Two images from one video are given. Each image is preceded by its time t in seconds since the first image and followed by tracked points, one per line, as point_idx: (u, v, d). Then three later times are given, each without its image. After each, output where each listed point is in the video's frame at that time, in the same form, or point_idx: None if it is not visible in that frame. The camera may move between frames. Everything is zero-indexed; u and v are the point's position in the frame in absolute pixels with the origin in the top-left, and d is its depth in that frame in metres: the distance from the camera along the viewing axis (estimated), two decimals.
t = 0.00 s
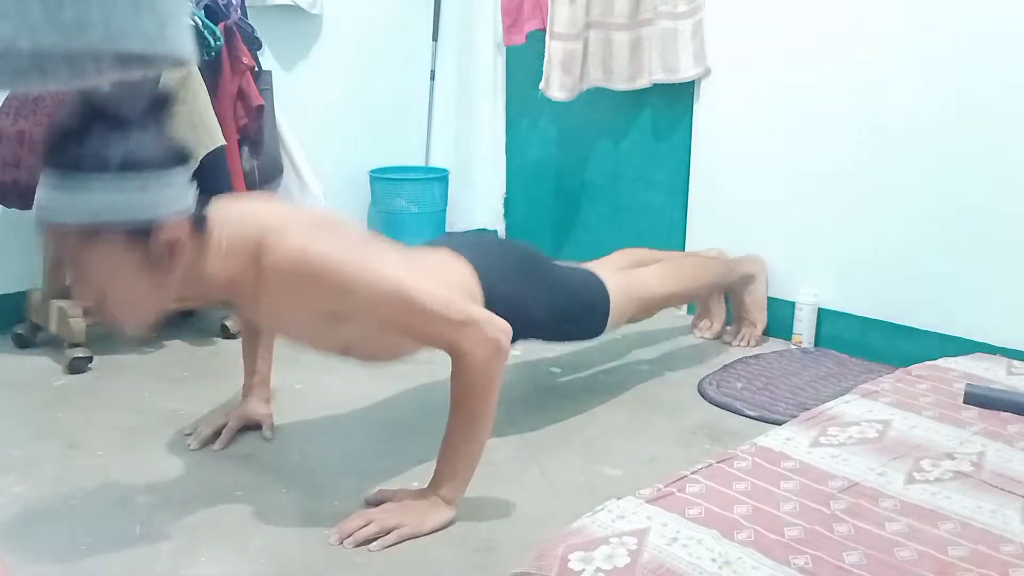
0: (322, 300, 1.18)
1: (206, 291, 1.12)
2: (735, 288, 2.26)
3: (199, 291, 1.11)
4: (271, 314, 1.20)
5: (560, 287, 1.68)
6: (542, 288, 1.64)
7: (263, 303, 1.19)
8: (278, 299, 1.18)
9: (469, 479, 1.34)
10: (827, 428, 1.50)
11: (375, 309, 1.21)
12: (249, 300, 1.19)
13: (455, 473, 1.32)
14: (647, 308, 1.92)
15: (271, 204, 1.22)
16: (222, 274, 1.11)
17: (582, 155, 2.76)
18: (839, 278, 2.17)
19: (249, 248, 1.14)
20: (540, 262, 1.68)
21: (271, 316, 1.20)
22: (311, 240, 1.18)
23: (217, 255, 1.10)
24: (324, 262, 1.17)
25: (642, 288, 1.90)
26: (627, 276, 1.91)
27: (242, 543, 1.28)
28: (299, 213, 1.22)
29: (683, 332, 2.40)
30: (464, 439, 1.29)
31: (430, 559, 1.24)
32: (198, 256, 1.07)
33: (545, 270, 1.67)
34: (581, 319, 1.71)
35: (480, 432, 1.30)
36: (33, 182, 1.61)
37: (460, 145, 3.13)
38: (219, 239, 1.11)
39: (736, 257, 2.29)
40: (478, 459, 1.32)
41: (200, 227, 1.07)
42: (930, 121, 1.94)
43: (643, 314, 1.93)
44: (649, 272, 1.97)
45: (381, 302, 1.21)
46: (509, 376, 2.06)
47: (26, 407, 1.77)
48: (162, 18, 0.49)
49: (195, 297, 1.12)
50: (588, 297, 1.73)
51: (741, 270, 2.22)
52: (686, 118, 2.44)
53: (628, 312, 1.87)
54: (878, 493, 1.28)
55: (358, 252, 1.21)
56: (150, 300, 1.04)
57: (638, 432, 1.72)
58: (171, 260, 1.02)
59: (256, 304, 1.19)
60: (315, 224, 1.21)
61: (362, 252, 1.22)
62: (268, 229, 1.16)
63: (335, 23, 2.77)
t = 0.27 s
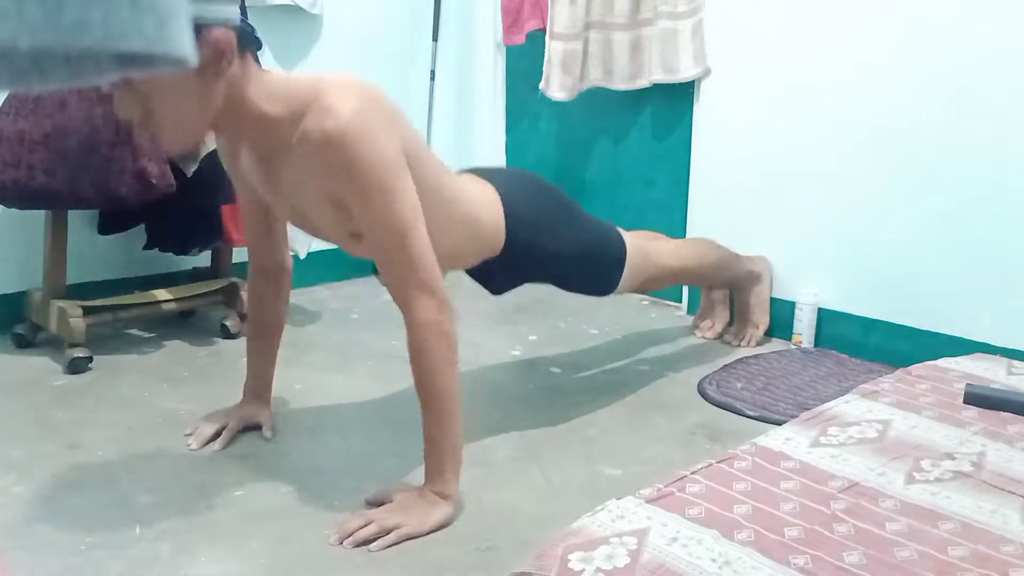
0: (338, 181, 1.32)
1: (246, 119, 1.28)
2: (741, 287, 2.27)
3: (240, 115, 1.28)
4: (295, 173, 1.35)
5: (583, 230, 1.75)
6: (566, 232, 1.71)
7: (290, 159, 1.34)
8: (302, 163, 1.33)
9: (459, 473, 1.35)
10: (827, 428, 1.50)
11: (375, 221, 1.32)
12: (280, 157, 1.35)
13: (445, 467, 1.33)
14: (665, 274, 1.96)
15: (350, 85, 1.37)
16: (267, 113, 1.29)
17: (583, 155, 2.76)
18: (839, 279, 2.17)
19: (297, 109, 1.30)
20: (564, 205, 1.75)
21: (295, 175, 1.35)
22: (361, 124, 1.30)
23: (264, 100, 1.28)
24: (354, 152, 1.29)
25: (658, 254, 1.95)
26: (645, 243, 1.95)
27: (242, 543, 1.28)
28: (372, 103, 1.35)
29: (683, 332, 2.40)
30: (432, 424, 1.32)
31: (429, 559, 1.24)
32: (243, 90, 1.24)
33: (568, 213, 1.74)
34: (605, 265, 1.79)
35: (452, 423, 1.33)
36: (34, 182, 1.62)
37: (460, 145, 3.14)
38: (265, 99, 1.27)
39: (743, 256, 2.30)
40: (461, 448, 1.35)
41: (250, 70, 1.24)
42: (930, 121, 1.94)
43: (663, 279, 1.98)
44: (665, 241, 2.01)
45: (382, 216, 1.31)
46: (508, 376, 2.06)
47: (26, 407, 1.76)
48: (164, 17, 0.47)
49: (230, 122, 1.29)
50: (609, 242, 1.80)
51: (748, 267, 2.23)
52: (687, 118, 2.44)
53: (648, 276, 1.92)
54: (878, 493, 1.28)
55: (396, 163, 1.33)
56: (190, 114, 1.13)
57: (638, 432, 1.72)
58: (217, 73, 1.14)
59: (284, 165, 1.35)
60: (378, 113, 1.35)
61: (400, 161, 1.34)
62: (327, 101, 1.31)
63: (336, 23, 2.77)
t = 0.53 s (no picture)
0: (325, 255, 1.25)
1: (221, 234, 1.21)
2: (739, 289, 2.27)
3: (212, 232, 1.19)
4: (283, 254, 1.28)
5: (573, 261, 1.70)
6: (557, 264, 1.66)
7: (271, 246, 1.27)
8: (285, 244, 1.26)
9: (467, 477, 1.33)
10: (827, 428, 1.50)
11: (371, 277, 1.25)
12: (259, 242, 1.27)
13: (455, 474, 1.32)
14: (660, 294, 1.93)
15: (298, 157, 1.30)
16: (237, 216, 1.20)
17: (582, 155, 2.76)
18: (839, 278, 2.17)
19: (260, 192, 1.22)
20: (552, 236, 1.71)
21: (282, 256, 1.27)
22: (320, 191, 1.24)
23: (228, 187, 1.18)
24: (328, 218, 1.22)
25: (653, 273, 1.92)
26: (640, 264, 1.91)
27: (242, 543, 1.28)
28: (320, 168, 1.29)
29: (683, 332, 2.40)
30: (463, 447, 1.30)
31: (430, 559, 1.24)
32: (213, 195, 1.15)
33: (558, 242, 1.69)
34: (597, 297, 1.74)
35: (475, 433, 1.30)
36: (34, 181, 1.61)
37: (460, 146, 3.13)
38: (234, 182, 1.19)
39: (742, 257, 2.30)
40: (475, 459, 1.33)
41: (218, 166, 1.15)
42: (930, 122, 1.94)
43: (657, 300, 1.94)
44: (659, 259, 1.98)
45: (379, 270, 1.25)
46: (509, 377, 2.06)
47: (26, 407, 1.76)
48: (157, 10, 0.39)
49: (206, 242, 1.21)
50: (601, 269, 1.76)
51: (748, 270, 2.23)
52: (686, 118, 2.44)
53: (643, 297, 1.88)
54: (878, 493, 1.28)
55: (369, 214, 1.26)
56: (161, 245, 1.05)
57: (638, 432, 1.72)
58: (186, 196, 1.05)
59: (269, 248, 1.28)
60: (331, 177, 1.28)
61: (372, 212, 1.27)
62: (284, 175, 1.24)
63: (336, 23, 2.77)
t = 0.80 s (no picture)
0: (299, 376, 1.19)
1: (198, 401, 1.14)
2: (737, 291, 2.27)
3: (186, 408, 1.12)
4: (261, 389, 1.21)
5: (551, 326, 1.67)
6: (531, 333, 1.63)
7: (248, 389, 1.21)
8: (258, 381, 1.19)
9: (468, 479, 1.34)
10: (827, 428, 1.50)
11: (352, 366, 1.20)
12: (238, 390, 1.21)
13: (455, 475, 1.32)
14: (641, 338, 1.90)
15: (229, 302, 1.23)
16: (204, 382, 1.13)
17: (582, 155, 2.76)
18: (839, 278, 2.17)
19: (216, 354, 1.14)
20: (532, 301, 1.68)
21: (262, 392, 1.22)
22: (271, 327, 1.17)
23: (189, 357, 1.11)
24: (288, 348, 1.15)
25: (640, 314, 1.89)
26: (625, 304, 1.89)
27: (241, 543, 1.28)
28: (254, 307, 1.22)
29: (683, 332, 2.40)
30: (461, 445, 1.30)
31: (429, 559, 1.24)
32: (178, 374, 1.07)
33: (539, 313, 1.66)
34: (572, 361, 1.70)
35: (473, 429, 1.30)
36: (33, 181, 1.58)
37: (461, 146, 3.11)
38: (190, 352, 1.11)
39: (740, 257, 2.30)
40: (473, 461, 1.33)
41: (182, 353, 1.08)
42: (930, 122, 1.94)
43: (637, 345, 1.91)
44: (648, 296, 1.95)
45: (355, 358, 1.19)
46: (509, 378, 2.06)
47: (26, 407, 1.76)
48: (167, 16, 0.36)
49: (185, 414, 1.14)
50: (583, 329, 1.73)
51: (744, 272, 2.23)
52: (686, 118, 2.44)
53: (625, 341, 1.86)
54: (878, 493, 1.28)
55: (319, 321, 1.19)
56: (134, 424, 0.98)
57: (638, 432, 1.72)
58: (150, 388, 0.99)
59: (242, 391, 1.22)
60: (269, 311, 1.21)
61: (322, 320, 1.20)
62: (228, 328, 1.16)
63: (336, 23, 2.77)
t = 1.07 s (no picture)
0: (312, 325, 1.20)
1: (206, 329, 1.14)
2: (739, 290, 2.27)
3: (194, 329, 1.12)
4: (268, 336, 1.22)
5: (558, 299, 1.68)
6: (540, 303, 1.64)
7: (254, 329, 1.20)
8: (266, 325, 1.20)
9: (470, 478, 1.33)
10: (828, 429, 1.50)
11: (367, 328, 1.22)
12: (244, 327, 1.20)
13: (455, 476, 1.32)
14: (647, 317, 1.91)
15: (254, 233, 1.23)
16: (217, 304, 1.13)
17: (582, 154, 2.76)
18: (840, 278, 2.16)
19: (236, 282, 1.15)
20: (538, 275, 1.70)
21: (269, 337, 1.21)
22: (295, 267, 1.18)
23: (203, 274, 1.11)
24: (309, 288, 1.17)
25: (644, 294, 1.90)
26: (628, 286, 1.90)
27: (241, 544, 1.28)
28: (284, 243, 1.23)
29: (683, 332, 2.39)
30: (464, 437, 1.29)
31: (429, 560, 1.24)
32: (193, 294, 1.06)
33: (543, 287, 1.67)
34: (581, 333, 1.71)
35: (479, 427, 1.30)
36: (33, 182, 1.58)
37: (461, 146, 3.11)
38: (210, 274, 1.11)
39: (742, 258, 2.29)
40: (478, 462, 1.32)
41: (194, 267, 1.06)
42: (931, 122, 1.94)
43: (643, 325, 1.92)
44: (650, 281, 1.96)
45: (373, 320, 1.21)
46: (509, 378, 2.05)
47: (25, 407, 1.76)
48: (161, 16, 0.42)
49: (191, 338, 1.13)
50: (588, 303, 1.75)
51: (746, 272, 2.22)
52: (686, 117, 2.44)
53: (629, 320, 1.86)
54: (879, 494, 1.28)
55: (344, 274, 1.22)
56: (144, 340, 0.99)
57: (638, 432, 1.71)
58: (165, 300, 0.99)
59: (251, 330, 1.21)
60: (296, 250, 1.22)
61: (348, 271, 1.23)
62: (253, 258, 1.17)
63: (335, 22, 2.77)
